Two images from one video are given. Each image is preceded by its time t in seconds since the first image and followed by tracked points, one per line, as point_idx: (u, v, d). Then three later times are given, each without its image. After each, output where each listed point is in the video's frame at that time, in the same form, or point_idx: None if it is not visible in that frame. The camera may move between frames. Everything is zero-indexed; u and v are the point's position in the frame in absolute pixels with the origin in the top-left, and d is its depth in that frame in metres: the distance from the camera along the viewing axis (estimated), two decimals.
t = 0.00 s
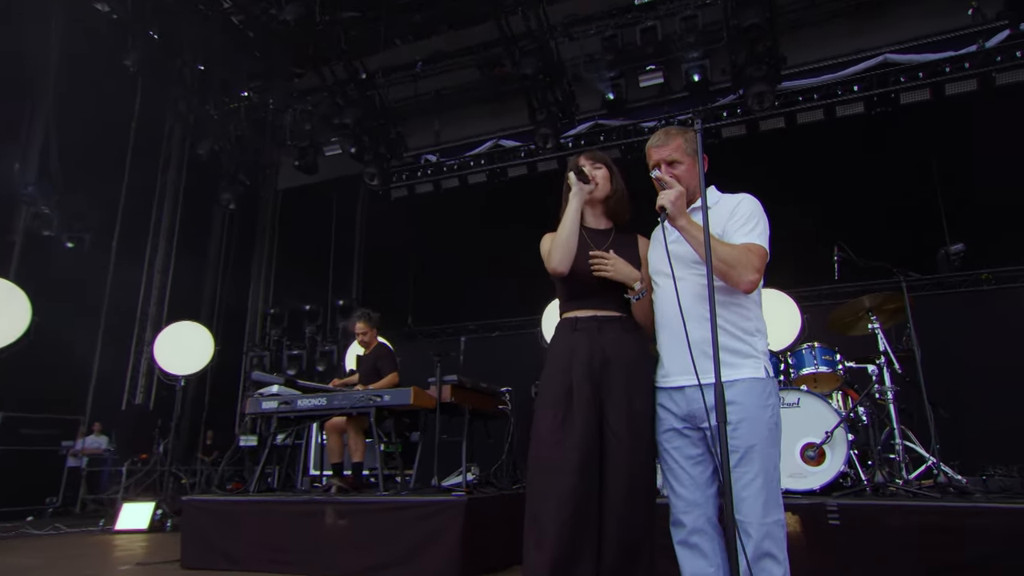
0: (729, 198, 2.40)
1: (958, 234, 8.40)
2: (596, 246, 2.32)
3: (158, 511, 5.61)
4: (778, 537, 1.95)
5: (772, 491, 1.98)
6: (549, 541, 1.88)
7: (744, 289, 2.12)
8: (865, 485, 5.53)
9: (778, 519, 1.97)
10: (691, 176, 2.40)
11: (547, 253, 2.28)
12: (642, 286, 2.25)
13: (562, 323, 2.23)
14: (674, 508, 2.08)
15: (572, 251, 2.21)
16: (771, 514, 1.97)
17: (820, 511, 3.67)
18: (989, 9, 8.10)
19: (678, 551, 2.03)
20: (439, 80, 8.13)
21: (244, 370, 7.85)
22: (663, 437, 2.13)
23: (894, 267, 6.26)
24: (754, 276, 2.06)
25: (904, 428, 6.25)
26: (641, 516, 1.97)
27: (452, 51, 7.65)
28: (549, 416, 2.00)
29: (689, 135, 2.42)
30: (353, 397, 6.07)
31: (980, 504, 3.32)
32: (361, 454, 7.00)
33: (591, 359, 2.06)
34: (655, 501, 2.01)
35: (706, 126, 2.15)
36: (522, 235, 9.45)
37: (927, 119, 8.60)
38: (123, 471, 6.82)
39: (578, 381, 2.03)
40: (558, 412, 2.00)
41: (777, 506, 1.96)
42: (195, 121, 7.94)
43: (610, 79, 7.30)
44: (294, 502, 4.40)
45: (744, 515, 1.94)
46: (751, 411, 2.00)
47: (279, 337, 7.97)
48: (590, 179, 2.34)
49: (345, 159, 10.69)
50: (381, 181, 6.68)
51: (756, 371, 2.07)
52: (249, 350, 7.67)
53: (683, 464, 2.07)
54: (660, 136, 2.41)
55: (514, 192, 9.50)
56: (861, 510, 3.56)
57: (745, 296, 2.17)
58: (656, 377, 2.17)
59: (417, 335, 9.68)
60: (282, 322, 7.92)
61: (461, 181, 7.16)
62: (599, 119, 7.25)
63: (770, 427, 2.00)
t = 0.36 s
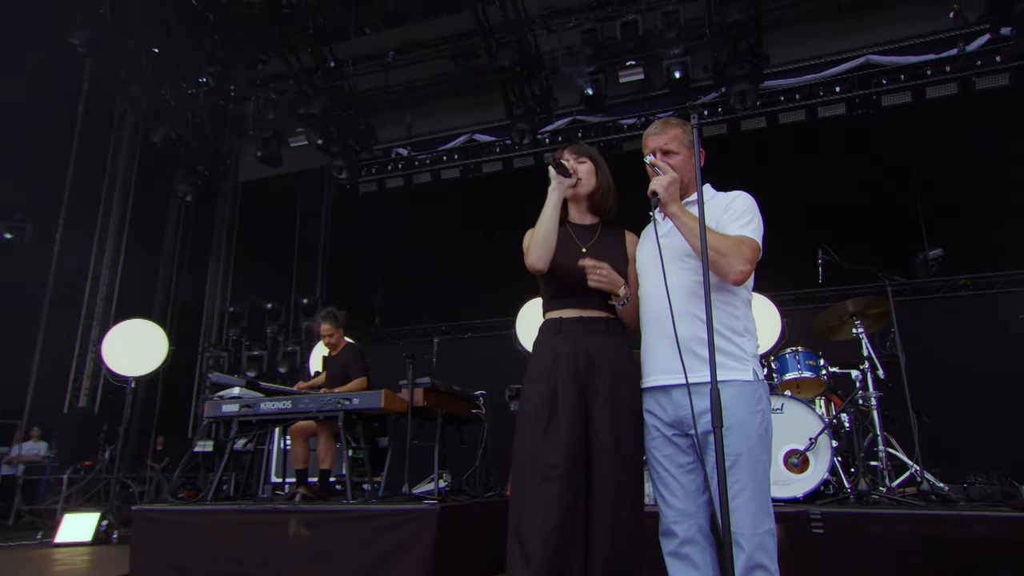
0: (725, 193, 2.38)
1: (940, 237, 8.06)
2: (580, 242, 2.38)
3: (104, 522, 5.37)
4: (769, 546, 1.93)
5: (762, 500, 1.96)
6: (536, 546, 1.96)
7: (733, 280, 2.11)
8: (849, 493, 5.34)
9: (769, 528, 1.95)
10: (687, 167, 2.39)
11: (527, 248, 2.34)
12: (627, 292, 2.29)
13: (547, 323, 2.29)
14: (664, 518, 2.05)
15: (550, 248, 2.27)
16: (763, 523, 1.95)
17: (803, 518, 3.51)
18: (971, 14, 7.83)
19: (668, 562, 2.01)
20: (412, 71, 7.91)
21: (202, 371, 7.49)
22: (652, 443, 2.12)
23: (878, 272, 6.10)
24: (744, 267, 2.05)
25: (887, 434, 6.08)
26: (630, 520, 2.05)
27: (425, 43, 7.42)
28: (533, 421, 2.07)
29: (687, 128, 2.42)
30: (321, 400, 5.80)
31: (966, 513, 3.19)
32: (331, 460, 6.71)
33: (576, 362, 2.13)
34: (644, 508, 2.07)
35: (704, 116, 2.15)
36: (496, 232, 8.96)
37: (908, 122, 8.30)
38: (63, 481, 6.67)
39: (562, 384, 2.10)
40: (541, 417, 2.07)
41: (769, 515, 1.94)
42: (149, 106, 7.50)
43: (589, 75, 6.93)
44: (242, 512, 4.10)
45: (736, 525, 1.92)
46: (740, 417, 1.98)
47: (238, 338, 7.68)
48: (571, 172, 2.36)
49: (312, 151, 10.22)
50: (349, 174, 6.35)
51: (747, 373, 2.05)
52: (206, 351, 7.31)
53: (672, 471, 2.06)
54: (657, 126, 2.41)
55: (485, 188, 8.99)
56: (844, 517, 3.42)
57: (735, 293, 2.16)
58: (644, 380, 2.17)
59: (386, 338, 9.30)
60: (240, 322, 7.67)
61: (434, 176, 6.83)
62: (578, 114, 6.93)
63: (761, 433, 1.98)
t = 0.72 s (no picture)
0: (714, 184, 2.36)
1: (919, 240, 7.73)
2: (568, 237, 2.35)
3: (43, 536, 5.15)
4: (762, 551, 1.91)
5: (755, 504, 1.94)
6: (520, 557, 1.92)
7: (718, 265, 2.08)
8: (831, 501, 5.17)
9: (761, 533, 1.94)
10: (676, 158, 2.36)
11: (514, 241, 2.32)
12: (611, 294, 2.25)
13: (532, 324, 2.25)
14: (648, 524, 2.03)
15: (537, 237, 2.26)
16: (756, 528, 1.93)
17: (786, 527, 3.37)
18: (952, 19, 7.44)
19: (653, 569, 1.99)
20: (383, 62, 7.70)
21: (156, 372, 7.13)
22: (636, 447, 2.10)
23: (861, 275, 5.92)
24: (731, 248, 2.05)
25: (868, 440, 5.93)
26: (617, 529, 2.02)
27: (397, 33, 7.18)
28: (519, 426, 2.04)
29: (679, 120, 2.41)
30: (286, 403, 5.53)
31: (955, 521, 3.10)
32: (297, 467, 6.42)
33: (562, 364, 2.09)
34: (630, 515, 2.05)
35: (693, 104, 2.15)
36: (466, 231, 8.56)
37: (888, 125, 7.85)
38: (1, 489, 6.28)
39: (548, 388, 2.06)
40: (527, 423, 2.04)
41: (762, 520, 1.92)
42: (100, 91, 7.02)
43: (567, 70, 6.71)
44: (193, 519, 3.82)
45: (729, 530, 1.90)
46: (731, 420, 1.95)
47: (196, 337, 7.36)
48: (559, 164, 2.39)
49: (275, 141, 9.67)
50: (317, 168, 6.03)
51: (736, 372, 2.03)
52: (161, 353, 6.97)
53: (657, 476, 2.04)
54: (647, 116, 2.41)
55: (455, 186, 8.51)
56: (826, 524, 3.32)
57: (724, 285, 2.15)
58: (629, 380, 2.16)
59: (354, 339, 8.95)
60: (197, 321, 7.32)
61: (406, 172, 6.54)
62: (555, 111, 6.63)
63: (754, 435, 1.96)
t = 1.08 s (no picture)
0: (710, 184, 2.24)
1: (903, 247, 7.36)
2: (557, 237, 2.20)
3: None
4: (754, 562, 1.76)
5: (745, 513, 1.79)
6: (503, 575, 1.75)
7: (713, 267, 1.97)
8: (814, 510, 4.98)
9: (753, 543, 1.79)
10: (670, 156, 2.25)
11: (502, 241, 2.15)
12: (601, 291, 2.12)
13: (518, 325, 2.10)
14: (634, 535, 1.89)
15: (531, 236, 2.10)
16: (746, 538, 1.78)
17: (768, 535, 3.37)
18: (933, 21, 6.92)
19: None
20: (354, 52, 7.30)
21: (103, 378, 6.85)
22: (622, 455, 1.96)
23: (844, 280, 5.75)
24: (727, 251, 1.92)
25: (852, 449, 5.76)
26: (605, 544, 1.84)
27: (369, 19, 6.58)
28: (505, 433, 1.88)
29: (674, 116, 2.30)
30: (249, 408, 5.24)
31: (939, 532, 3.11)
32: (258, 476, 6.11)
33: (550, 367, 1.92)
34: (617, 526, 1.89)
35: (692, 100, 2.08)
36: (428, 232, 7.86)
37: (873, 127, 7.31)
38: None
39: (535, 393, 1.90)
40: (513, 430, 1.87)
41: (752, 529, 1.77)
42: (47, 76, 6.59)
43: (544, 65, 6.28)
44: (140, 532, 3.53)
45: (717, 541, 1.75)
46: (721, 423, 1.81)
47: (148, 338, 7.03)
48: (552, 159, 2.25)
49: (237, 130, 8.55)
50: (280, 161, 5.72)
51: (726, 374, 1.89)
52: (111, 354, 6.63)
53: (644, 485, 1.90)
54: (641, 111, 2.30)
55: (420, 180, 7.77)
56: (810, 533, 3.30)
57: (718, 285, 2.01)
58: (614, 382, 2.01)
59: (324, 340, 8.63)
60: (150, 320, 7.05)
61: (376, 167, 6.26)
62: (531, 107, 6.33)
63: (746, 439, 1.82)
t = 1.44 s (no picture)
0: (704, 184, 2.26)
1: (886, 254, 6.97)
2: (537, 237, 2.26)
3: None
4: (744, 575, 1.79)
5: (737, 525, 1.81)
6: None
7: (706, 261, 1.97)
8: (797, 522, 4.79)
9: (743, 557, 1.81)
10: (666, 152, 2.27)
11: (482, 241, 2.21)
12: (586, 291, 2.18)
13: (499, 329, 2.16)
14: (619, 549, 1.92)
15: (509, 235, 2.15)
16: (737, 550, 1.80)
17: (750, 548, 3.17)
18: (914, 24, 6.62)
19: None
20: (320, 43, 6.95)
21: (43, 382, 6.42)
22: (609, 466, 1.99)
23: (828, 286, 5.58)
24: (720, 242, 1.92)
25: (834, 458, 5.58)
26: (587, 551, 1.90)
27: (336, 5, 6.16)
28: (483, 440, 1.93)
29: (672, 114, 2.34)
30: (209, 413, 4.96)
31: (931, 546, 2.95)
32: (215, 487, 5.78)
33: (530, 374, 1.99)
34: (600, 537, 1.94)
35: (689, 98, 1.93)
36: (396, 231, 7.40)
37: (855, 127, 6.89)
38: None
39: (516, 399, 1.96)
40: (492, 437, 1.93)
41: (744, 541, 1.80)
42: None
43: (521, 59, 5.90)
44: (83, 548, 3.26)
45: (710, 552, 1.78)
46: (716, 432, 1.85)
47: (94, 339, 6.66)
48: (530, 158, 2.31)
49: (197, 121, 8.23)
50: (240, 154, 5.39)
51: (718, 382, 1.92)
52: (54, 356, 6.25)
53: (630, 497, 1.93)
54: (640, 107, 2.33)
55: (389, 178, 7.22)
56: (794, 548, 3.12)
57: (712, 292, 2.04)
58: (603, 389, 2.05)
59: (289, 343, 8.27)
60: (98, 321, 6.64)
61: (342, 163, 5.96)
62: (506, 104, 5.98)
63: (739, 449, 1.86)
